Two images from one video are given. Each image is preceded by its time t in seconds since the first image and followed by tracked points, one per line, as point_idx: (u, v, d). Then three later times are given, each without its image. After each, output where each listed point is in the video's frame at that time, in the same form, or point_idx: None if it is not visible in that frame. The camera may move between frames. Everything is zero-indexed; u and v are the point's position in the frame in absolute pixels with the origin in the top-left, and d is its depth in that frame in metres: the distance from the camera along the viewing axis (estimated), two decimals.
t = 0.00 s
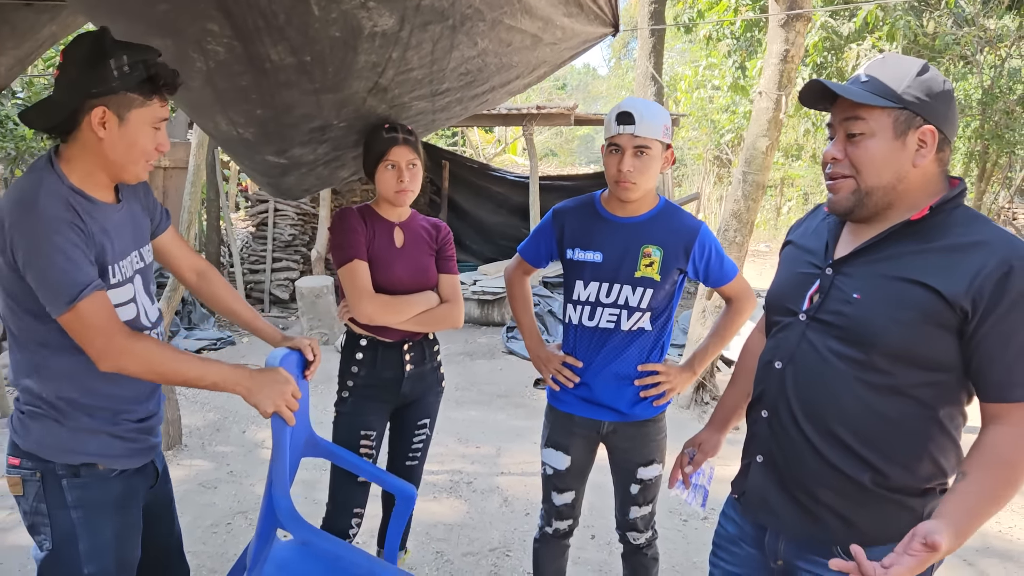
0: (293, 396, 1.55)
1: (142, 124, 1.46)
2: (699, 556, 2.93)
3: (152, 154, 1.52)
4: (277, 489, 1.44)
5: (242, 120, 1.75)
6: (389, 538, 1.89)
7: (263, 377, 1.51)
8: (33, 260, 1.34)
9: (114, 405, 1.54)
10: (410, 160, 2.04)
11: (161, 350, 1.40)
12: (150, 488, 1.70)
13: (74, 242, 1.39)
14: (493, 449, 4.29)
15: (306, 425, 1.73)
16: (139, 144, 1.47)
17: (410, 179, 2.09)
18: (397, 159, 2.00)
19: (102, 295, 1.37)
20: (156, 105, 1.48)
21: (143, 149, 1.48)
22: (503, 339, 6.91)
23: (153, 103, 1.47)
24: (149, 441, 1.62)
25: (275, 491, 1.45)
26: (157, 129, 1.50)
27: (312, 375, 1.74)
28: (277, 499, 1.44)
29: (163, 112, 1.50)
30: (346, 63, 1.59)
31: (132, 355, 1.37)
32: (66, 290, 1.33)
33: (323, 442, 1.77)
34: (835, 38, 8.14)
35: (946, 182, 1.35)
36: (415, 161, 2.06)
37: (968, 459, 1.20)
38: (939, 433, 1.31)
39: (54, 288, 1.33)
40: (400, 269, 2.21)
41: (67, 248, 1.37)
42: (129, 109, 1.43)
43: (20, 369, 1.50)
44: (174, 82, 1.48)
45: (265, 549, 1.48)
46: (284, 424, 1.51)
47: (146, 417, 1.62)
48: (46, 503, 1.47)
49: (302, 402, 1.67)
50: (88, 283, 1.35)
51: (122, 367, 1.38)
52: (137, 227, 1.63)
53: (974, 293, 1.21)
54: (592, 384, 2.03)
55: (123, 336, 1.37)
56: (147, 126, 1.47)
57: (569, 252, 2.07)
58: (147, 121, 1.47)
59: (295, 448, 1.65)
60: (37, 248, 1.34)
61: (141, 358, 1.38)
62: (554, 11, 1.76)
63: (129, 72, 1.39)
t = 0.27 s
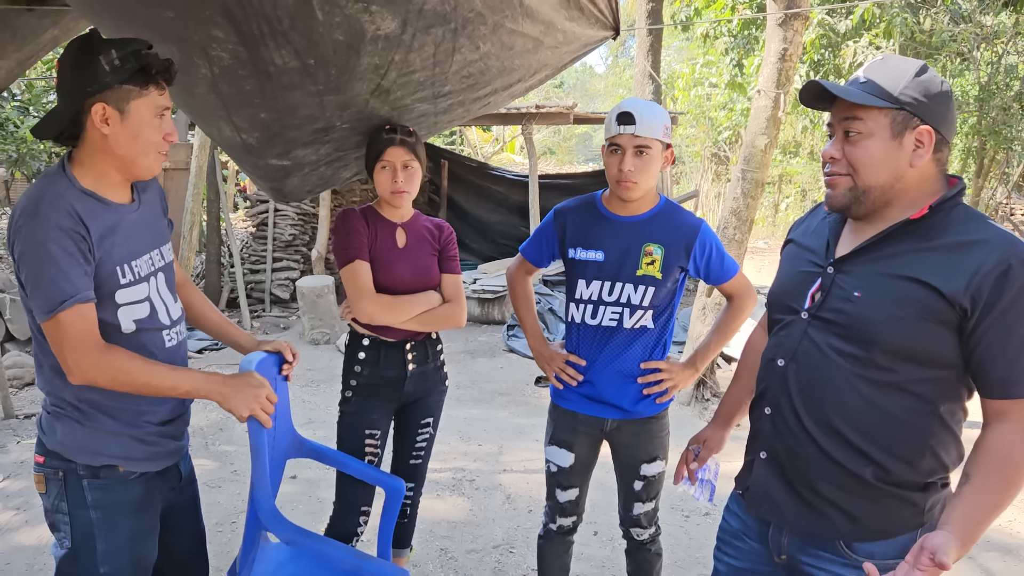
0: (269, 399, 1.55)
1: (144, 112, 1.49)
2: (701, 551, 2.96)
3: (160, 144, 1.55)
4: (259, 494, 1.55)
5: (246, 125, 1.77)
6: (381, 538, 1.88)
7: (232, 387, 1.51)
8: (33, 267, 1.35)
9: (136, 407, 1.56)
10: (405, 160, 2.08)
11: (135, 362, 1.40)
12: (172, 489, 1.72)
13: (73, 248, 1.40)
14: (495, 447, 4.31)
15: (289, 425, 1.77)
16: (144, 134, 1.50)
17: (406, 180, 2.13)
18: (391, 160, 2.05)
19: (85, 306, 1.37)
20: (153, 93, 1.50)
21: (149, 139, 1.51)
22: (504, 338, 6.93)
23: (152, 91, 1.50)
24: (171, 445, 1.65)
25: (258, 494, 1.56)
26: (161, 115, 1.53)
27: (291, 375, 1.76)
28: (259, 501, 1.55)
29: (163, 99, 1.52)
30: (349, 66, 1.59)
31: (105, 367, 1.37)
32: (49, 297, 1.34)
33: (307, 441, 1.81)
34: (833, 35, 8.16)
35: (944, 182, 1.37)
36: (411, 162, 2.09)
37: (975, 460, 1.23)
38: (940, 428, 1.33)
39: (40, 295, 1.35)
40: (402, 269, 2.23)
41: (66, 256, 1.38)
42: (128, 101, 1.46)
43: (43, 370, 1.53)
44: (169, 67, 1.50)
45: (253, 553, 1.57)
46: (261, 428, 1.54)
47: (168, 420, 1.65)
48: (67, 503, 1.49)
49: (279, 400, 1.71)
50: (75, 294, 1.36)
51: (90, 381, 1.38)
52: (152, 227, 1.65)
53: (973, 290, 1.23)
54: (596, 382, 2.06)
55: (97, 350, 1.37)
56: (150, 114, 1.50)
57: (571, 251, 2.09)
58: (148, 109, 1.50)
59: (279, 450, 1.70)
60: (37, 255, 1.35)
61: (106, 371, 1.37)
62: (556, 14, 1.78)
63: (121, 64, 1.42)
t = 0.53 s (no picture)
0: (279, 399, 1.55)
1: (149, 100, 1.47)
2: (706, 550, 2.95)
3: (168, 135, 1.53)
4: (270, 492, 1.53)
5: (250, 127, 1.77)
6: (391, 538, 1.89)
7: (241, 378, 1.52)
8: (46, 256, 1.36)
9: (153, 405, 1.56)
10: (398, 162, 2.03)
11: (150, 353, 1.40)
12: (188, 486, 1.72)
13: (85, 237, 1.40)
14: (498, 447, 4.31)
15: (300, 424, 1.77)
16: (151, 124, 1.48)
17: (398, 181, 2.08)
18: (383, 161, 2.02)
19: (97, 294, 1.37)
20: (159, 82, 1.48)
21: (157, 129, 1.49)
22: (506, 339, 6.93)
23: (157, 80, 1.47)
24: (187, 443, 1.65)
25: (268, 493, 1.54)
26: (168, 105, 1.51)
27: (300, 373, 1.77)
28: (270, 500, 1.53)
29: (169, 88, 1.50)
30: (352, 67, 1.58)
31: (118, 355, 1.37)
32: (63, 284, 1.35)
33: (317, 440, 1.81)
34: (832, 34, 8.16)
35: (948, 176, 1.37)
36: (404, 163, 2.03)
37: (976, 455, 1.24)
38: (946, 423, 1.33)
39: (54, 282, 1.35)
40: (402, 270, 2.22)
41: (76, 246, 1.38)
42: (133, 89, 1.45)
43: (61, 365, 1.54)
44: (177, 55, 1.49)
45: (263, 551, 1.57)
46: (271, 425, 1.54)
47: (184, 417, 1.65)
48: (83, 497, 1.50)
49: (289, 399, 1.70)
50: (88, 281, 1.36)
51: (106, 369, 1.38)
52: (166, 220, 1.64)
53: (979, 285, 1.23)
54: (600, 381, 2.05)
55: (109, 337, 1.37)
56: (155, 103, 1.48)
57: (575, 250, 2.09)
58: (154, 97, 1.48)
59: (290, 448, 1.70)
60: (50, 245, 1.36)
61: (116, 356, 1.37)
62: (559, 16, 1.77)
63: (126, 54, 1.43)
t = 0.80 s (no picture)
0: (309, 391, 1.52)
1: (164, 107, 1.47)
2: (712, 551, 2.94)
3: (181, 141, 1.52)
4: (295, 487, 1.48)
5: (252, 130, 1.76)
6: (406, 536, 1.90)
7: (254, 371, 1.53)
8: (74, 245, 1.39)
9: (173, 400, 1.56)
10: (381, 165, 2.02)
11: (188, 339, 1.40)
12: (205, 482, 1.71)
13: (112, 227, 1.43)
14: (502, 449, 4.30)
15: (323, 426, 1.74)
16: (165, 128, 1.48)
17: (381, 185, 2.06)
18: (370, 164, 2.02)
19: (129, 281, 1.39)
20: (177, 90, 1.47)
21: (169, 134, 1.48)
22: (509, 341, 6.92)
23: (175, 88, 1.46)
24: (206, 439, 1.64)
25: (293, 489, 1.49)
26: (184, 113, 1.50)
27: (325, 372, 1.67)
28: (296, 495, 1.47)
29: (187, 97, 1.48)
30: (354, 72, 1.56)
31: (154, 339, 1.37)
32: (99, 270, 1.37)
33: (339, 443, 1.78)
34: (835, 34, 8.14)
35: (954, 173, 1.36)
36: (387, 167, 2.02)
37: (984, 453, 1.23)
38: (953, 421, 1.32)
39: (88, 269, 1.38)
40: (401, 272, 2.22)
41: (106, 233, 1.41)
42: (151, 94, 1.45)
43: (84, 361, 1.55)
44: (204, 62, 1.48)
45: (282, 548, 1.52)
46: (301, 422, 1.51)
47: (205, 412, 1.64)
48: (105, 491, 1.50)
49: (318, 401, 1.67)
50: (121, 266, 1.38)
51: (144, 350, 1.38)
52: (184, 216, 1.66)
53: (986, 282, 1.22)
54: (604, 381, 2.04)
55: (143, 318, 1.38)
56: (168, 110, 1.47)
57: (577, 252, 2.08)
58: (169, 104, 1.47)
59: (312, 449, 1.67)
60: (79, 233, 1.39)
61: (157, 341, 1.37)
62: (559, 15, 1.79)
63: (151, 59, 1.41)
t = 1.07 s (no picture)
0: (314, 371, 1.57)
1: (180, 113, 1.48)
2: (718, 554, 2.92)
3: (199, 145, 1.53)
4: (301, 461, 1.51)
5: (256, 133, 1.76)
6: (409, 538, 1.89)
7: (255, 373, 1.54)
8: (90, 243, 1.39)
9: (181, 400, 1.56)
10: (378, 169, 1.98)
11: (194, 331, 1.41)
12: (215, 484, 1.71)
13: (128, 226, 1.43)
14: (507, 452, 4.29)
15: (326, 421, 1.77)
16: (181, 133, 1.49)
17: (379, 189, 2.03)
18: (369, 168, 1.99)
19: (141, 279, 1.39)
20: (192, 95, 1.48)
21: (186, 138, 1.50)
22: (513, 343, 6.91)
23: (190, 93, 1.47)
24: (214, 442, 1.62)
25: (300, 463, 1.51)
26: (200, 117, 1.51)
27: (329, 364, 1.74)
28: (304, 469, 1.50)
29: (202, 101, 1.49)
30: (358, 74, 1.56)
31: (164, 332, 1.38)
32: (110, 266, 1.37)
33: (343, 439, 1.80)
34: (838, 35, 8.12)
35: (961, 173, 1.35)
36: (383, 171, 1.98)
37: (993, 454, 1.22)
38: (961, 423, 1.31)
39: (100, 265, 1.38)
40: (403, 275, 2.21)
41: (121, 231, 1.41)
42: (167, 100, 1.46)
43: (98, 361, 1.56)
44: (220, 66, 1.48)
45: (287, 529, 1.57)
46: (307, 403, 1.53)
47: (214, 415, 1.62)
48: (113, 491, 1.51)
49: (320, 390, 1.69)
50: (132, 264, 1.38)
51: (155, 347, 1.38)
52: (203, 220, 1.66)
53: (993, 283, 1.22)
54: (608, 384, 2.04)
55: (152, 316, 1.38)
56: (185, 116, 1.49)
57: (580, 253, 2.07)
58: (185, 109, 1.48)
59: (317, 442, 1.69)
60: (95, 231, 1.39)
61: (171, 336, 1.38)
62: (562, 15, 1.79)
63: (165, 66, 1.42)
